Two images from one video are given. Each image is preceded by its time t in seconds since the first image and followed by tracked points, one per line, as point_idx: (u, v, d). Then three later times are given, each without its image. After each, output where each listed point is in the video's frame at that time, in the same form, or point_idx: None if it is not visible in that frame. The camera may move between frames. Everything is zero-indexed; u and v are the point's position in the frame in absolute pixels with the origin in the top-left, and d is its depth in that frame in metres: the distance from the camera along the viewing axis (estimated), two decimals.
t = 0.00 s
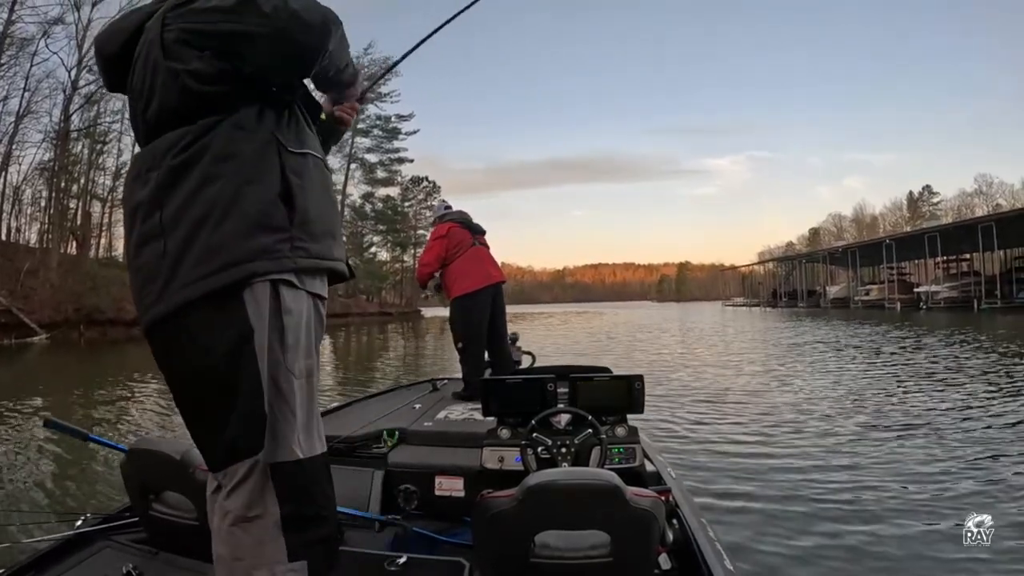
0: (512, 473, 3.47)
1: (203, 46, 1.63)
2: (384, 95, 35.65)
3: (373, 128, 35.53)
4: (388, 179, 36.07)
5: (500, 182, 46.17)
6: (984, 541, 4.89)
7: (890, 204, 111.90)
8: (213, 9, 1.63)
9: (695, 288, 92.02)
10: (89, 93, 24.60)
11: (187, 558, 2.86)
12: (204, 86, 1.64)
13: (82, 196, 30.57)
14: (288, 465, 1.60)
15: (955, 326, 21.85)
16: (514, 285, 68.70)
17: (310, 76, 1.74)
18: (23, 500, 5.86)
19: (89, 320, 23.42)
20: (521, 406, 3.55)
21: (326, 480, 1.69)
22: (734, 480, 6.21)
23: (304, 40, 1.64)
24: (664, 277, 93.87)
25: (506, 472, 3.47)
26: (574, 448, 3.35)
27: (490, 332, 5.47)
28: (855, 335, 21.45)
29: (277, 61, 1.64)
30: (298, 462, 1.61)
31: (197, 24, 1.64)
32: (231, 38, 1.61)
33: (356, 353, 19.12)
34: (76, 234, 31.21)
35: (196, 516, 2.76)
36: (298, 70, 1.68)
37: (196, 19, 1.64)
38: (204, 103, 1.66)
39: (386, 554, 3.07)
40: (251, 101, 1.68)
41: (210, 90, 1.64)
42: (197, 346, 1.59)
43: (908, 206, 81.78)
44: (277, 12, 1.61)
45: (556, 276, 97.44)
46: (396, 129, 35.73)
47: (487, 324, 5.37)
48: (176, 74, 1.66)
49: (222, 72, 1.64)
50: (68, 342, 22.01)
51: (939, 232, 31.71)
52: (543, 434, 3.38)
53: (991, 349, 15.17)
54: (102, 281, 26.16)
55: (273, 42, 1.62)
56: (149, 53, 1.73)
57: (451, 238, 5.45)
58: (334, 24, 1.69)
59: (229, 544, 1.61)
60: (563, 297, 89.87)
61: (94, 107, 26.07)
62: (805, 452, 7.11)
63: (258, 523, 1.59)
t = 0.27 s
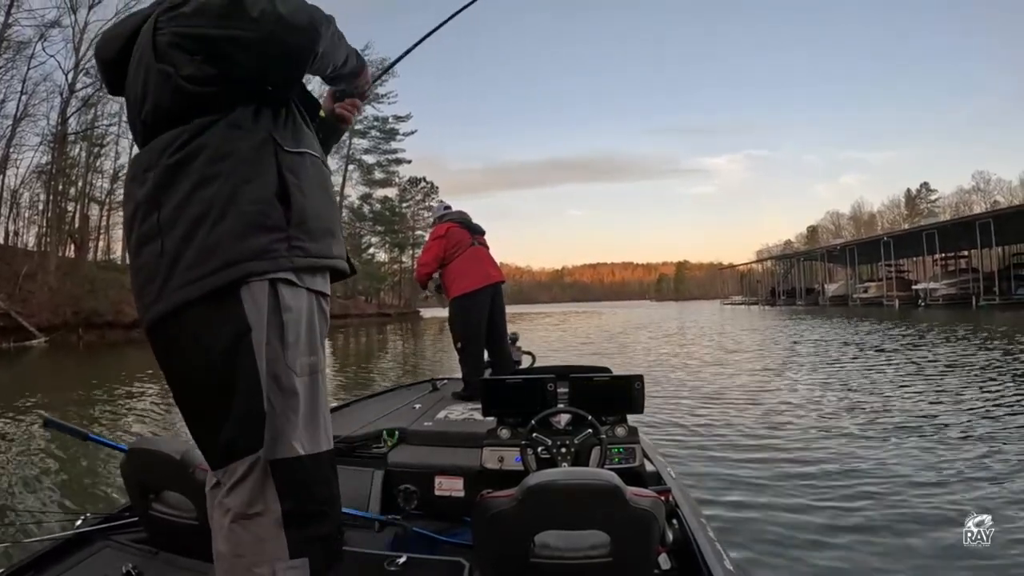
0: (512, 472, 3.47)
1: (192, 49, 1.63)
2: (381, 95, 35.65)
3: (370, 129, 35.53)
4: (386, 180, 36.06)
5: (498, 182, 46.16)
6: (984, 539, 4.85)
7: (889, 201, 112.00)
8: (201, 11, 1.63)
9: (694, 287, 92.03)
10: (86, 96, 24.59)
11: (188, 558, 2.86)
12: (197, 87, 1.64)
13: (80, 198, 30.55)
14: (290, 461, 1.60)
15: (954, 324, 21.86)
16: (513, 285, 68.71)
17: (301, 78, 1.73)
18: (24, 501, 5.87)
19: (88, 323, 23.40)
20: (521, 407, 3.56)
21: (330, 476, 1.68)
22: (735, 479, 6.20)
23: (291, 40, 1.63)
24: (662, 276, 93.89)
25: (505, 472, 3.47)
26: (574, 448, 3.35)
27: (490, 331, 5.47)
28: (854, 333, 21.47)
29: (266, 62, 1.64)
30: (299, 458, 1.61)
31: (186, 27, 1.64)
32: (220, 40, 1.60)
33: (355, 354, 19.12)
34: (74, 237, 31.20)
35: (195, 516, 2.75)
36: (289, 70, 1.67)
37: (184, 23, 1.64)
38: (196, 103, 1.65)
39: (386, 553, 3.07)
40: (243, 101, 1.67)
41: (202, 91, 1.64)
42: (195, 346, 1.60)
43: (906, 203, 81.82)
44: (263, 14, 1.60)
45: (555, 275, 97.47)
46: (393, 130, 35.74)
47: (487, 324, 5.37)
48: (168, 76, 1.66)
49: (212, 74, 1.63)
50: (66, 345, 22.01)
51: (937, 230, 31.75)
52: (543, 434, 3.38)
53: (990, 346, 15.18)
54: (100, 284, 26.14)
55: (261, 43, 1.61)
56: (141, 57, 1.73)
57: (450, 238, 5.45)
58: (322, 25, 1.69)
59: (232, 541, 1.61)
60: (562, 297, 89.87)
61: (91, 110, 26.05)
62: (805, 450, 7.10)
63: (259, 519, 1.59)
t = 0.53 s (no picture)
0: (512, 473, 3.47)
1: (184, 56, 1.64)
2: (380, 95, 35.65)
3: (369, 128, 35.52)
4: (385, 179, 36.05)
5: (497, 182, 46.16)
6: (984, 540, 4.82)
7: (888, 202, 112.13)
8: (191, 19, 1.63)
9: (692, 287, 92.07)
10: (85, 94, 24.57)
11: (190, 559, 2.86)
12: (191, 93, 1.64)
13: (79, 197, 30.52)
14: (291, 461, 1.59)
15: (952, 325, 21.88)
16: (512, 285, 68.71)
17: (295, 80, 1.71)
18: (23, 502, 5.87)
19: (87, 322, 23.39)
20: (521, 407, 3.56)
21: (332, 475, 1.68)
22: (734, 479, 6.21)
23: (279, 41, 1.62)
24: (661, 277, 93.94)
25: (505, 472, 3.47)
26: (574, 448, 3.35)
27: (490, 330, 5.47)
28: (853, 334, 21.49)
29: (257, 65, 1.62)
30: (298, 457, 1.60)
31: (177, 34, 1.64)
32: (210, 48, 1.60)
33: (354, 354, 19.12)
34: (73, 236, 31.17)
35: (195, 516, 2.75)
36: (281, 71, 1.65)
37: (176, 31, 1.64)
38: (189, 108, 1.66)
39: (386, 553, 3.07)
40: (237, 105, 1.67)
41: (197, 98, 1.64)
42: (195, 349, 1.61)
43: (905, 204, 81.85)
44: (253, 17, 1.59)
45: (554, 276, 97.52)
46: (392, 130, 35.73)
47: (486, 323, 5.37)
48: (163, 83, 1.66)
49: (204, 78, 1.63)
50: (65, 343, 21.99)
51: (936, 231, 31.78)
52: (543, 434, 3.38)
53: (989, 347, 15.20)
54: (99, 283, 26.12)
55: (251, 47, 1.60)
56: (136, 64, 1.74)
57: (449, 238, 5.46)
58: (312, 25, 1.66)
59: (232, 537, 1.62)
60: (561, 297, 89.89)
61: (89, 109, 26.04)
62: (805, 451, 7.11)
63: (259, 515, 1.59)
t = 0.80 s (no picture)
0: (512, 473, 3.47)
1: (191, 57, 1.63)
2: (381, 94, 35.63)
3: (369, 127, 35.51)
4: (384, 178, 36.04)
5: (496, 182, 46.17)
6: (983, 541, 4.90)
7: (887, 206, 112.25)
8: (197, 19, 1.61)
9: (691, 289, 92.13)
10: (85, 90, 24.52)
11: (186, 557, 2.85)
12: (200, 92, 1.64)
13: (78, 193, 30.46)
14: (304, 451, 1.58)
15: (950, 328, 21.93)
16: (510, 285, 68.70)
17: (301, 78, 1.72)
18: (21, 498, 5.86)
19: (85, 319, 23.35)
20: (521, 407, 3.56)
21: (342, 467, 1.67)
22: (733, 481, 6.22)
23: (286, 43, 1.62)
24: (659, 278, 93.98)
25: (505, 472, 3.48)
26: (574, 448, 3.34)
27: (490, 331, 5.46)
28: (850, 336, 21.54)
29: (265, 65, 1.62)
30: (310, 447, 1.59)
31: (184, 33, 1.63)
32: (219, 48, 1.60)
33: (353, 352, 19.10)
34: (71, 232, 31.13)
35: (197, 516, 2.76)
36: (286, 71, 1.65)
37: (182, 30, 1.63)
38: (198, 107, 1.65)
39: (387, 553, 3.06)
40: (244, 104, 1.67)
41: (205, 98, 1.64)
42: (205, 344, 1.61)
43: (904, 208, 81.89)
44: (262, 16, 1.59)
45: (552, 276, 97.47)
46: (392, 128, 35.72)
47: (485, 324, 5.37)
48: (171, 83, 1.65)
49: (214, 78, 1.64)
50: (63, 339, 21.95)
51: (935, 235, 31.85)
52: (543, 434, 3.38)
53: (986, 351, 15.25)
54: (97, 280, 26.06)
55: (259, 46, 1.60)
56: (140, 66, 1.73)
57: (449, 238, 5.46)
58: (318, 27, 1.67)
59: (246, 527, 1.60)
60: (559, 297, 89.88)
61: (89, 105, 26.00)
62: (803, 453, 7.12)
63: (272, 504, 1.58)
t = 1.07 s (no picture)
0: (512, 472, 3.47)
1: (200, 56, 1.63)
2: (381, 92, 35.62)
3: (369, 126, 35.51)
4: (384, 177, 36.04)
5: (496, 182, 46.17)
6: (983, 541, 4.99)
7: (886, 210, 112.37)
8: (206, 20, 1.62)
9: (689, 291, 92.17)
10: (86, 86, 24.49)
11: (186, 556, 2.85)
12: (209, 91, 1.63)
13: (77, 189, 30.40)
14: (314, 443, 1.59)
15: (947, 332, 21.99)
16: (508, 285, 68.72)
17: (306, 80, 1.74)
18: (20, 494, 5.84)
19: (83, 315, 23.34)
20: (521, 407, 3.56)
21: (348, 462, 1.67)
22: (732, 483, 6.24)
23: (293, 46, 1.65)
24: (657, 279, 94.15)
25: (505, 472, 3.48)
26: (574, 448, 3.34)
27: (489, 331, 5.45)
28: (847, 340, 21.59)
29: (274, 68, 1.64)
30: (319, 439, 1.60)
31: (192, 34, 1.63)
32: (229, 50, 1.60)
33: (350, 351, 19.09)
34: (70, 227, 31.08)
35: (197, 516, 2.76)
36: (291, 73, 1.67)
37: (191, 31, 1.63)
38: (205, 107, 1.64)
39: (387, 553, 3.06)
40: (252, 103, 1.67)
41: (214, 97, 1.64)
42: (211, 342, 1.60)
43: (903, 212, 81.95)
44: (274, 21, 1.61)
45: (551, 276, 97.45)
46: (392, 127, 35.71)
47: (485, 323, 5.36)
48: (179, 81, 1.64)
49: (224, 78, 1.63)
50: (61, 335, 21.92)
51: (933, 239, 31.92)
52: (543, 434, 3.37)
53: (983, 356, 15.30)
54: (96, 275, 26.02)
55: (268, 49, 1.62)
56: (144, 67, 1.72)
57: (449, 238, 5.46)
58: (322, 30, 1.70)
59: (258, 522, 1.59)
60: (557, 297, 89.90)
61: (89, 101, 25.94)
62: (802, 456, 7.14)
63: (283, 497, 1.57)
